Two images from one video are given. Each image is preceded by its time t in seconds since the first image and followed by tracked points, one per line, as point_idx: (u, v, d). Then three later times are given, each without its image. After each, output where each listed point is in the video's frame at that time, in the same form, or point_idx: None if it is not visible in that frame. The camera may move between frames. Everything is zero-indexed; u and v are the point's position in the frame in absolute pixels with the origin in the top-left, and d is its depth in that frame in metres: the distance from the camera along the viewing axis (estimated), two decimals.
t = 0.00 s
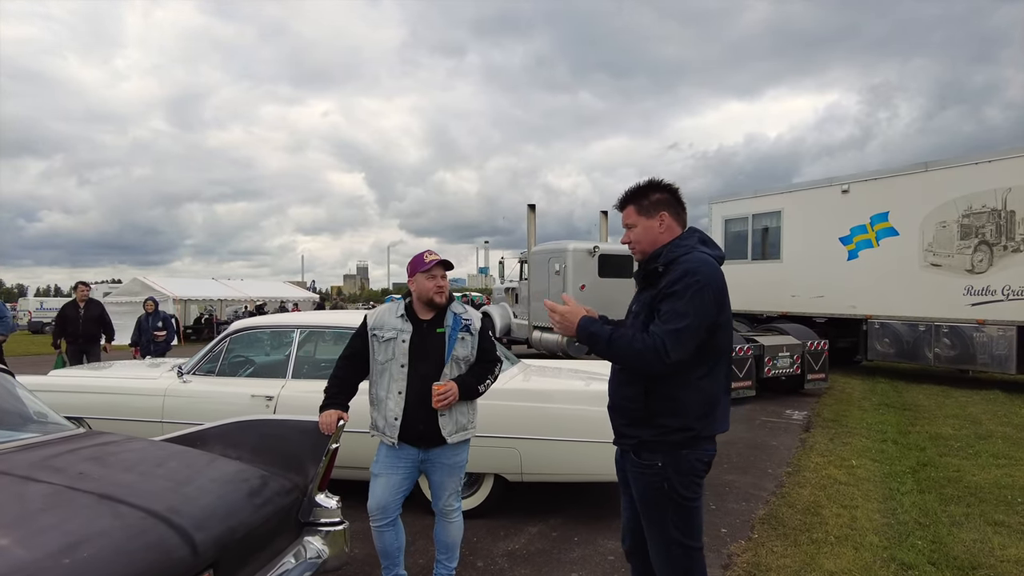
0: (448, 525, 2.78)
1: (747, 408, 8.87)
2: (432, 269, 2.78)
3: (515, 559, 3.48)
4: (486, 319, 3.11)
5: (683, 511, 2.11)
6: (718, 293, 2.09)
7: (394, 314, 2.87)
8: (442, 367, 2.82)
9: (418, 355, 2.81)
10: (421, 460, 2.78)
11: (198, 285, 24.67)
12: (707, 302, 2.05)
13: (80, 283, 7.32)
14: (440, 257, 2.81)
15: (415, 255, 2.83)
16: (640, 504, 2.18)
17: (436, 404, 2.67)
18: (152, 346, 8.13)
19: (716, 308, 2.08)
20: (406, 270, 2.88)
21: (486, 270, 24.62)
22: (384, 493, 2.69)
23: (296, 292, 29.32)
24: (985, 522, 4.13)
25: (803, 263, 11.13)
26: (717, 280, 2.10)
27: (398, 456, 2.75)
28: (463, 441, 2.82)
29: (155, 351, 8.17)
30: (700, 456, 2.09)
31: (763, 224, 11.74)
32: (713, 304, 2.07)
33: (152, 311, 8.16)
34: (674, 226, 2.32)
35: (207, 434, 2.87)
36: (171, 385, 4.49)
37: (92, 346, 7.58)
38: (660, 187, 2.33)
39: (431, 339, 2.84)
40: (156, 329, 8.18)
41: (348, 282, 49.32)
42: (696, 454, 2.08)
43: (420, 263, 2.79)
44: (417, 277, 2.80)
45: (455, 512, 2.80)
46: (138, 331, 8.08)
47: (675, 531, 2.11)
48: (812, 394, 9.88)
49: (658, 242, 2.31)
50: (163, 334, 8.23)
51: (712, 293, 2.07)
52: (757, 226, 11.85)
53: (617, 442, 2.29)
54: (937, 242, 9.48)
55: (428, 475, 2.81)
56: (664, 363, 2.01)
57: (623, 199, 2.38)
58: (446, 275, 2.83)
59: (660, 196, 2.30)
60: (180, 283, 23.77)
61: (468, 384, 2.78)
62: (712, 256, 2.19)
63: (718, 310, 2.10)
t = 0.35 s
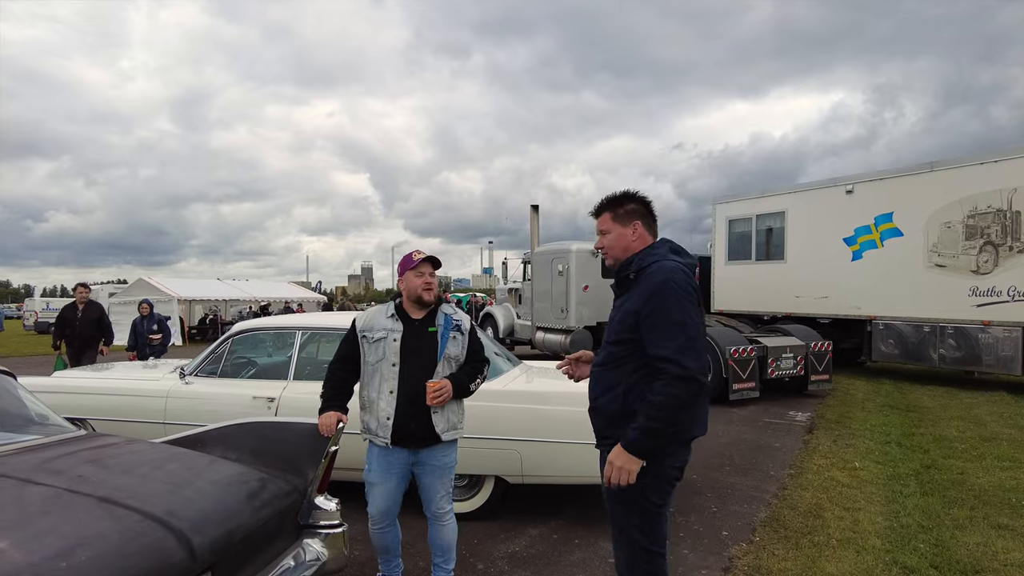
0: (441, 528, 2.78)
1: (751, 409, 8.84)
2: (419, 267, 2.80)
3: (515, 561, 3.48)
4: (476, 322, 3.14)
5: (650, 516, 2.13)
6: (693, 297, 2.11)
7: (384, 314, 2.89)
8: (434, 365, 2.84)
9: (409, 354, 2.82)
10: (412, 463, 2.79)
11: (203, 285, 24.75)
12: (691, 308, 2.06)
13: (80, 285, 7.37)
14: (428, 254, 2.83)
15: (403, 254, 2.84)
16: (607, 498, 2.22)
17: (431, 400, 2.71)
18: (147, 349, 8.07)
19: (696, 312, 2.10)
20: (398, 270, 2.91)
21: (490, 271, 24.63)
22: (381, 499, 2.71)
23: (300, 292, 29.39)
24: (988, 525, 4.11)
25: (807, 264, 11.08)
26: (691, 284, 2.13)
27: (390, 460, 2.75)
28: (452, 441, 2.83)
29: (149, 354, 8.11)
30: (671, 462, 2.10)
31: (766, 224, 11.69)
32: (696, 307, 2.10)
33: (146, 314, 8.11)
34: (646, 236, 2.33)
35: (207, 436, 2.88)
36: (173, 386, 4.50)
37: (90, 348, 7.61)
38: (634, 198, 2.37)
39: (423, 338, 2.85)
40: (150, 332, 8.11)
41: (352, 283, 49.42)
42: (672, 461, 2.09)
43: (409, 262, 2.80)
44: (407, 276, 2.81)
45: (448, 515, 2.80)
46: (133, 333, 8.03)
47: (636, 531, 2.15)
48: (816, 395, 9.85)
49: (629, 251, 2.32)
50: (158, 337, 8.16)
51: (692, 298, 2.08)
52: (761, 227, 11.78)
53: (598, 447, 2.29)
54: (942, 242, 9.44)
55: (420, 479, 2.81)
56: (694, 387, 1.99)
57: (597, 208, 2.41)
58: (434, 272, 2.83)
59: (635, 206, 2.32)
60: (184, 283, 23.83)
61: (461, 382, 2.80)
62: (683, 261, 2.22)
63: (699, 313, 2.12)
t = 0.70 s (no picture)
0: (442, 529, 2.84)
1: (759, 414, 8.80)
2: (377, 287, 2.82)
3: (521, 565, 3.47)
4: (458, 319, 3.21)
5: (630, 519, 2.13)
6: (690, 298, 2.11)
7: (364, 326, 2.93)
8: (421, 369, 2.92)
9: (393, 362, 2.89)
10: (405, 463, 2.88)
11: (212, 288, 24.89)
12: (688, 311, 2.06)
13: (91, 287, 7.44)
14: (388, 272, 2.81)
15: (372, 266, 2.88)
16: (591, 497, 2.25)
17: (420, 405, 2.78)
18: (145, 352, 7.94)
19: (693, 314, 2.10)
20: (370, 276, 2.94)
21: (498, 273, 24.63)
22: (380, 496, 2.84)
23: (309, 295, 29.51)
24: (1000, 532, 4.07)
25: (815, 267, 11.03)
26: (688, 286, 2.13)
27: (382, 462, 2.86)
28: (442, 440, 2.91)
29: (145, 359, 7.96)
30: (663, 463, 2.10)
31: (775, 227, 11.63)
32: (694, 310, 2.10)
33: (146, 316, 8.02)
34: (638, 244, 2.34)
35: (215, 439, 2.90)
36: (182, 389, 4.53)
37: (92, 350, 7.60)
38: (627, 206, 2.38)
39: (406, 344, 2.93)
40: (150, 334, 8.01)
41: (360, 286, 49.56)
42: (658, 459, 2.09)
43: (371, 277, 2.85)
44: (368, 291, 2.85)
45: (449, 517, 2.86)
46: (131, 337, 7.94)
47: (616, 533, 2.15)
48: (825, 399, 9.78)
49: (620, 259, 2.35)
50: (156, 341, 8.04)
51: (688, 301, 2.08)
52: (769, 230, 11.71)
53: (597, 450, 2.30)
54: (953, 246, 9.37)
55: (416, 478, 2.89)
56: (695, 391, 1.99)
57: (593, 219, 2.46)
58: (393, 291, 2.84)
59: (623, 214, 2.34)
60: (194, 286, 23.96)
61: (447, 383, 2.89)
62: (680, 265, 2.22)
63: (697, 316, 2.13)
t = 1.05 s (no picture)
0: (447, 529, 2.85)
1: (774, 416, 8.72)
2: (408, 272, 2.87)
3: (536, 566, 3.46)
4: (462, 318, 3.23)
5: (648, 525, 2.08)
6: (694, 300, 2.06)
7: (372, 323, 2.93)
8: (428, 365, 2.92)
9: (401, 358, 2.89)
10: (415, 462, 2.89)
11: (227, 289, 25.13)
12: (690, 314, 2.01)
13: (99, 287, 7.48)
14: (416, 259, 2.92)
15: (392, 257, 2.91)
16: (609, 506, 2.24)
17: (428, 400, 2.78)
18: (152, 353, 7.93)
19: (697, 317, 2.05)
20: (383, 273, 2.96)
21: (509, 275, 24.66)
22: (391, 496, 2.85)
23: (322, 297, 29.70)
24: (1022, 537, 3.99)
25: (830, 268, 10.91)
26: (693, 288, 2.08)
27: (393, 461, 2.86)
28: (450, 437, 2.93)
29: (155, 359, 7.95)
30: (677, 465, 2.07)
31: (789, 228, 11.52)
32: (698, 314, 2.05)
33: (153, 318, 8.02)
34: (647, 237, 2.29)
35: (232, 437, 2.92)
36: (198, 388, 4.57)
37: (100, 350, 7.62)
38: (641, 197, 2.32)
39: (414, 340, 2.93)
40: (157, 335, 8.00)
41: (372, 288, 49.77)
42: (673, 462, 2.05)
43: (395, 266, 2.88)
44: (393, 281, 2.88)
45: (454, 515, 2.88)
46: (140, 338, 7.93)
47: (640, 541, 2.11)
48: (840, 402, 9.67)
49: (630, 252, 2.31)
50: (165, 342, 8.02)
51: (692, 303, 2.03)
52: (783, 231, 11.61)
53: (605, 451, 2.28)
54: (971, 247, 9.24)
55: (424, 478, 2.89)
56: (692, 399, 1.95)
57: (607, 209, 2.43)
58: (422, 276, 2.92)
59: (635, 206, 2.30)
60: (209, 288, 24.21)
61: (455, 378, 2.90)
62: (689, 265, 2.17)
63: (702, 320, 2.07)
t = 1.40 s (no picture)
0: (467, 532, 2.84)
1: (791, 419, 8.63)
2: (423, 275, 2.88)
3: (554, 569, 3.45)
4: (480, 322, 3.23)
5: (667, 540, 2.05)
6: (700, 306, 1.98)
7: (391, 324, 2.94)
8: (447, 368, 2.93)
9: (421, 360, 2.89)
10: (433, 464, 2.89)
11: (243, 291, 25.39)
12: (693, 323, 1.94)
13: (101, 292, 7.39)
14: (430, 262, 2.91)
15: (405, 262, 2.93)
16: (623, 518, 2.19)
17: (447, 402, 2.79)
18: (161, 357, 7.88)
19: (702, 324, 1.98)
20: (399, 277, 2.97)
21: (523, 277, 24.68)
22: (410, 500, 2.85)
23: (337, 298, 29.91)
24: None
25: (848, 270, 10.78)
26: (699, 292, 2.00)
27: (412, 464, 2.86)
28: (468, 439, 2.93)
29: (164, 362, 7.89)
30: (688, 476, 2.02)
31: (805, 230, 11.39)
32: (703, 322, 1.98)
33: (161, 321, 7.94)
34: (662, 234, 2.26)
35: (252, 439, 2.94)
36: (217, 390, 4.62)
37: (106, 356, 7.55)
38: (657, 193, 2.29)
39: (433, 341, 2.93)
40: (165, 339, 7.93)
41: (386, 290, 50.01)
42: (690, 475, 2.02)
43: (410, 270, 2.90)
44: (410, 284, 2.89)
45: (472, 518, 2.88)
46: (147, 342, 7.85)
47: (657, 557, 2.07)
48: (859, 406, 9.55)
49: (643, 251, 2.29)
50: (175, 345, 7.98)
51: (696, 310, 1.96)
52: (800, 233, 11.48)
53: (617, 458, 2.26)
54: (993, 248, 9.08)
55: (441, 481, 2.90)
56: (695, 414, 1.90)
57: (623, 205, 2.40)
58: (437, 279, 2.92)
59: (650, 201, 2.27)
60: (225, 290, 24.47)
61: (473, 382, 2.91)
62: (698, 267, 2.10)
63: (708, 327, 2.00)
